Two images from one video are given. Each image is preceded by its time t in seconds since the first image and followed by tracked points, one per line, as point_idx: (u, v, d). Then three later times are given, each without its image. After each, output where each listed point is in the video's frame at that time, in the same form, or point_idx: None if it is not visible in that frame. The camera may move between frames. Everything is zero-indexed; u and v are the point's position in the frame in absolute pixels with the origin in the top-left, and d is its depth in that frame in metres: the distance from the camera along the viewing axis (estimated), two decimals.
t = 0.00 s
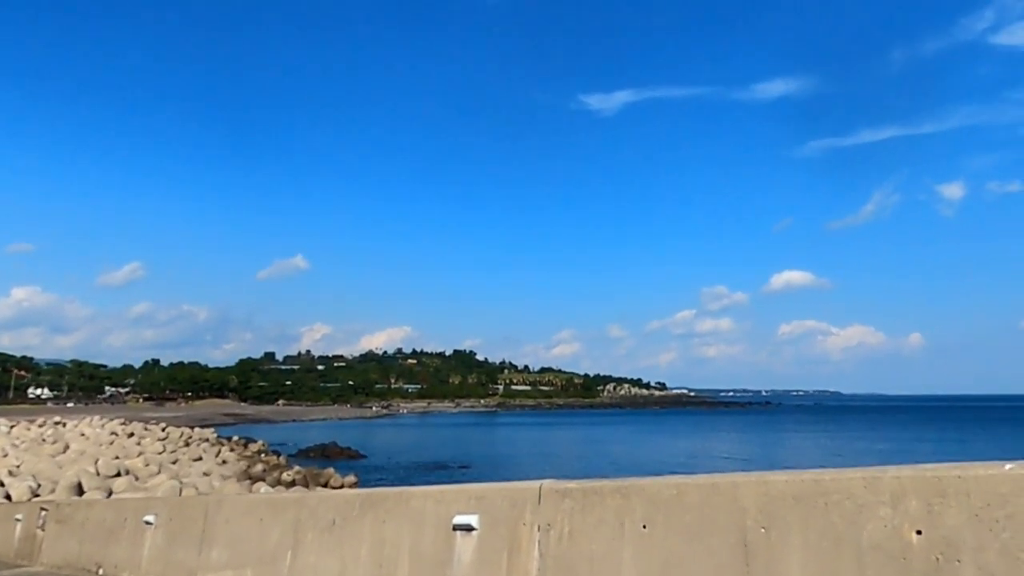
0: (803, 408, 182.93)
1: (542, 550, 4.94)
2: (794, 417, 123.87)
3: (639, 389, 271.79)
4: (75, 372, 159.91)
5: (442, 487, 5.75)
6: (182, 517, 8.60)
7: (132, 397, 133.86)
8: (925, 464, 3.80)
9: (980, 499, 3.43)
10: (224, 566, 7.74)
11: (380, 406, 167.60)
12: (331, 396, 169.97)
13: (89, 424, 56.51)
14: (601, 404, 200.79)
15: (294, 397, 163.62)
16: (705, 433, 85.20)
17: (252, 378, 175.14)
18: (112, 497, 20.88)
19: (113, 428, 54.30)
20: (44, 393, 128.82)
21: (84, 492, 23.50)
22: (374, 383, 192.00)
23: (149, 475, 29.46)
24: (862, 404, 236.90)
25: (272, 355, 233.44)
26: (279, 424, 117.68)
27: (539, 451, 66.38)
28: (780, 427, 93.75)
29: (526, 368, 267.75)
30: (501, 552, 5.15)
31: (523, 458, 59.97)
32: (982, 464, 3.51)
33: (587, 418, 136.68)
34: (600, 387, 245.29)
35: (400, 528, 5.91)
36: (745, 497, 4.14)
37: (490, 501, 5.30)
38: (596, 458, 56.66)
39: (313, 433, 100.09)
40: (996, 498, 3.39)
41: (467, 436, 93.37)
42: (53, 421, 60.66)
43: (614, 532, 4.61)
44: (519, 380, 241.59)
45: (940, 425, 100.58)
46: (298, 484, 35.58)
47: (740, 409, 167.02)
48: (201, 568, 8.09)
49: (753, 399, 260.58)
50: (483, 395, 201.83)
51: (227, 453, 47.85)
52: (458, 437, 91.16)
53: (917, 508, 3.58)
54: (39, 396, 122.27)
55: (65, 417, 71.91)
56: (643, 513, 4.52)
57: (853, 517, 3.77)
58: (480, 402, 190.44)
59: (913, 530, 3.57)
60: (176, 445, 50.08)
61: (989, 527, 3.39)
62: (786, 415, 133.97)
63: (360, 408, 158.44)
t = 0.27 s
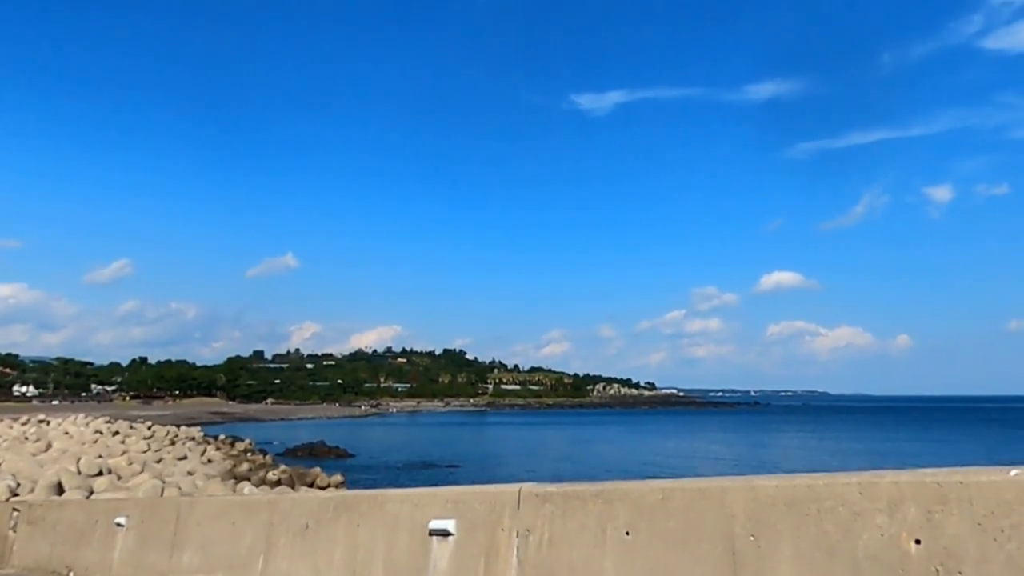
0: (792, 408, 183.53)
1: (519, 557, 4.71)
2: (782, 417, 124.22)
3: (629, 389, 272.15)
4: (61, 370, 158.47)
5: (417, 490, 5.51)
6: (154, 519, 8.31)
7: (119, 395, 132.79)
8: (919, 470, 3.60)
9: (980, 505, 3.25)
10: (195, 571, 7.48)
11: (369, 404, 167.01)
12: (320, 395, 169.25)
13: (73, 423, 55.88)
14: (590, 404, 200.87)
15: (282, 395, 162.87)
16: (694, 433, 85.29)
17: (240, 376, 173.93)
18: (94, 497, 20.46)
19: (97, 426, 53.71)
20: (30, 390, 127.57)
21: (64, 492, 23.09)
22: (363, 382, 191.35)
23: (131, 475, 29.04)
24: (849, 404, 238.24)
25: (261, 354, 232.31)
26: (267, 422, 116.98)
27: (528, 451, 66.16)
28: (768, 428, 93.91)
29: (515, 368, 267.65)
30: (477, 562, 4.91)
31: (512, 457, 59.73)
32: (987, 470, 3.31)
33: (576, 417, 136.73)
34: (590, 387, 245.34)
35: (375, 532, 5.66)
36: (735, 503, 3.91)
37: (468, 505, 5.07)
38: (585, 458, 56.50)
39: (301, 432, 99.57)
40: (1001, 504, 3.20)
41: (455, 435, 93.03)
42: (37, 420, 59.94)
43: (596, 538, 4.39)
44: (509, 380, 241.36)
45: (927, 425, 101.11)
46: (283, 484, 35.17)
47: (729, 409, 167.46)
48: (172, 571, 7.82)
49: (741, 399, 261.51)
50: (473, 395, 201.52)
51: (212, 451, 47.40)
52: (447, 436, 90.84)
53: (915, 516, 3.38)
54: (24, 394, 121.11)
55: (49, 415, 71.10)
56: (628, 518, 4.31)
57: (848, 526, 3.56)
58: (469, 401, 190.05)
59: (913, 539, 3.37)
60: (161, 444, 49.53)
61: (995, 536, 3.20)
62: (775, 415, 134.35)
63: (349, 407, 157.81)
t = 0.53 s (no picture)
0: (786, 407, 183.54)
1: (499, 559, 4.49)
2: (776, 417, 124.34)
3: (623, 387, 272.28)
4: (54, 366, 157.75)
5: (395, 489, 5.28)
6: (131, 517, 8.06)
7: (112, 391, 132.27)
8: (919, 470, 3.39)
9: (986, 506, 3.05)
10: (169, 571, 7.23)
11: (363, 402, 166.69)
12: (315, 392, 168.83)
13: (63, 419, 55.53)
14: (584, 402, 200.92)
15: (276, 393, 162.40)
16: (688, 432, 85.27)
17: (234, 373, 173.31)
18: (79, 494, 20.14)
19: (88, 423, 53.34)
20: (22, 386, 126.95)
21: (51, 489, 22.79)
22: (357, 380, 191.02)
23: (119, 472, 28.73)
24: (843, 404, 238.74)
25: (255, 351, 231.71)
26: (260, 419, 116.62)
27: (522, 449, 66.01)
28: (762, 427, 93.81)
29: (510, 366, 267.53)
30: (455, 565, 4.68)
31: (505, 456, 59.47)
32: (992, 471, 3.11)
33: (570, 415, 136.65)
34: (585, 386, 245.15)
35: (352, 532, 5.43)
36: (723, 504, 3.70)
37: (447, 504, 4.85)
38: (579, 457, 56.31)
39: (294, 430, 99.25)
40: (1007, 508, 3.01)
41: (449, 433, 92.74)
42: (27, 416, 59.51)
43: (578, 539, 4.17)
44: (503, 378, 241.23)
45: (920, 425, 101.29)
46: (273, 482, 34.84)
47: (723, 408, 167.60)
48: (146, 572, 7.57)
49: (735, 399, 261.84)
50: (467, 393, 201.22)
51: (204, 449, 47.13)
52: (440, 434, 90.58)
53: (916, 519, 3.18)
54: (16, 390, 120.50)
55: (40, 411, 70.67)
56: (611, 521, 4.09)
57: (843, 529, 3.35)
58: (464, 399, 189.83)
59: (913, 544, 3.17)
60: (151, 440, 49.18)
61: (1000, 543, 3.00)
62: (769, 415, 134.30)
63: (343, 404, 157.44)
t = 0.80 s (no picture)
0: (781, 408, 183.68)
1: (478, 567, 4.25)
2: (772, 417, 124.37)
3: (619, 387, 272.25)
4: (49, 363, 157.07)
5: (373, 492, 5.02)
6: (104, 519, 7.77)
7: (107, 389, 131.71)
8: (924, 476, 3.17)
9: (997, 518, 2.83)
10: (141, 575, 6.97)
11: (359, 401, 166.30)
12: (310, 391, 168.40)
13: (56, 417, 55.13)
14: (580, 401, 200.85)
15: (272, 391, 161.96)
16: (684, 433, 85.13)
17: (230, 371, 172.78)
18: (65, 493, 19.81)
19: (80, 420, 52.96)
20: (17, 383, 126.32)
21: (38, 488, 22.45)
22: (353, 379, 190.55)
23: (109, 471, 28.37)
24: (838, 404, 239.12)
25: (251, 350, 231.18)
26: (256, 418, 116.25)
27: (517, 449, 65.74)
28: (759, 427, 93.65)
29: (506, 366, 267.42)
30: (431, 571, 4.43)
31: (500, 455, 59.21)
32: (1005, 479, 2.89)
33: (565, 415, 136.46)
34: (581, 386, 245.02)
35: (326, 536, 5.18)
36: (716, 512, 3.46)
37: (424, 509, 4.59)
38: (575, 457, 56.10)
39: (289, 428, 98.87)
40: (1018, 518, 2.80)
41: (444, 433, 92.49)
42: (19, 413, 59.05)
43: (561, 547, 3.93)
44: (499, 377, 241.06)
45: (915, 427, 101.35)
46: (266, 482, 34.53)
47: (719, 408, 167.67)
48: None
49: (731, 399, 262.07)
50: (464, 392, 200.98)
51: (197, 447, 46.81)
52: (436, 434, 90.31)
53: (923, 528, 2.96)
54: (11, 387, 119.93)
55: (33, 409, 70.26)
56: (596, 527, 3.84)
57: (843, 541, 3.12)
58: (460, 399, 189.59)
59: (919, 557, 2.95)
60: (144, 439, 48.82)
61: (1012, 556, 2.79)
62: (765, 415, 134.27)
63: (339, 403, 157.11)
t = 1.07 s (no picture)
0: (777, 408, 183.70)
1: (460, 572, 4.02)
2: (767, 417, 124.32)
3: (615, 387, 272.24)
4: (44, 363, 156.58)
5: (351, 493, 4.78)
6: (80, 520, 7.50)
7: (102, 388, 131.30)
8: (937, 479, 2.95)
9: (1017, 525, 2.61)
10: None
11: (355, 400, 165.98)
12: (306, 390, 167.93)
13: (48, 416, 54.80)
14: (576, 401, 200.77)
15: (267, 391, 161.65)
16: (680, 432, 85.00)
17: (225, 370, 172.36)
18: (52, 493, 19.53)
19: (73, 419, 52.61)
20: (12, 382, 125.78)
21: (26, 488, 22.13)
22: (348, 379, 190.22)
23: (99, 470, 28.04)
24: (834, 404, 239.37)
25: (247, 349, 230.57)
26: (251, 418, 115.96)
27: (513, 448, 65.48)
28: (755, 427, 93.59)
29: (502, 365, 267.15)
30: None
31: (496, 454, 59.01)
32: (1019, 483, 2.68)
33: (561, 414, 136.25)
34: (577, 386, 244.86)
35: (304, 540, 4.94)
36: (712, 518, 3.23)
37: (403, 512, 4.35)
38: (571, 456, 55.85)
39: (284, 428, 98.64)
40: None
41: (439, 432, 92.29)
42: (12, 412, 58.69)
43: (548, 553, 3.70)
44: (495, 377, 240.76)
45: (910, 427, 101.44)
46: (258, 481, 34.24)
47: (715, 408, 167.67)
48: None
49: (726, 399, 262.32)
50: (460, 392, 200.72)
51: (190, 446, 46.52)
52: (431, 434, 89.97)
53: (933, 536, 2.74)
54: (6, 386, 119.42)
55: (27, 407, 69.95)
56: (583, 534, 3.61)
57: (850, 548, 2.91)
58: (456, 398, 189.34)
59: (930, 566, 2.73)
60: (137, 438, 48.52)
61: None
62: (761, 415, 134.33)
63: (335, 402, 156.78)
